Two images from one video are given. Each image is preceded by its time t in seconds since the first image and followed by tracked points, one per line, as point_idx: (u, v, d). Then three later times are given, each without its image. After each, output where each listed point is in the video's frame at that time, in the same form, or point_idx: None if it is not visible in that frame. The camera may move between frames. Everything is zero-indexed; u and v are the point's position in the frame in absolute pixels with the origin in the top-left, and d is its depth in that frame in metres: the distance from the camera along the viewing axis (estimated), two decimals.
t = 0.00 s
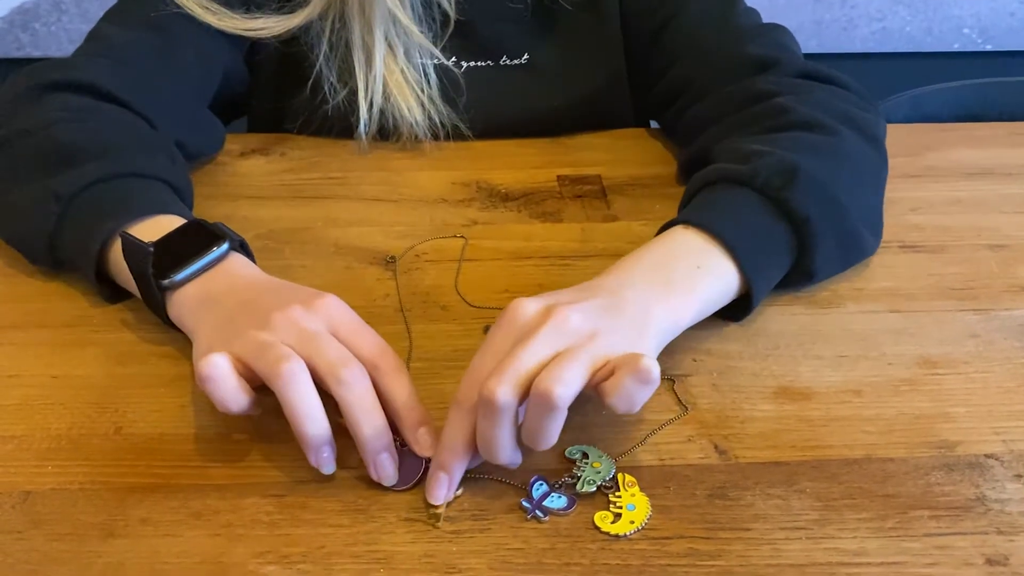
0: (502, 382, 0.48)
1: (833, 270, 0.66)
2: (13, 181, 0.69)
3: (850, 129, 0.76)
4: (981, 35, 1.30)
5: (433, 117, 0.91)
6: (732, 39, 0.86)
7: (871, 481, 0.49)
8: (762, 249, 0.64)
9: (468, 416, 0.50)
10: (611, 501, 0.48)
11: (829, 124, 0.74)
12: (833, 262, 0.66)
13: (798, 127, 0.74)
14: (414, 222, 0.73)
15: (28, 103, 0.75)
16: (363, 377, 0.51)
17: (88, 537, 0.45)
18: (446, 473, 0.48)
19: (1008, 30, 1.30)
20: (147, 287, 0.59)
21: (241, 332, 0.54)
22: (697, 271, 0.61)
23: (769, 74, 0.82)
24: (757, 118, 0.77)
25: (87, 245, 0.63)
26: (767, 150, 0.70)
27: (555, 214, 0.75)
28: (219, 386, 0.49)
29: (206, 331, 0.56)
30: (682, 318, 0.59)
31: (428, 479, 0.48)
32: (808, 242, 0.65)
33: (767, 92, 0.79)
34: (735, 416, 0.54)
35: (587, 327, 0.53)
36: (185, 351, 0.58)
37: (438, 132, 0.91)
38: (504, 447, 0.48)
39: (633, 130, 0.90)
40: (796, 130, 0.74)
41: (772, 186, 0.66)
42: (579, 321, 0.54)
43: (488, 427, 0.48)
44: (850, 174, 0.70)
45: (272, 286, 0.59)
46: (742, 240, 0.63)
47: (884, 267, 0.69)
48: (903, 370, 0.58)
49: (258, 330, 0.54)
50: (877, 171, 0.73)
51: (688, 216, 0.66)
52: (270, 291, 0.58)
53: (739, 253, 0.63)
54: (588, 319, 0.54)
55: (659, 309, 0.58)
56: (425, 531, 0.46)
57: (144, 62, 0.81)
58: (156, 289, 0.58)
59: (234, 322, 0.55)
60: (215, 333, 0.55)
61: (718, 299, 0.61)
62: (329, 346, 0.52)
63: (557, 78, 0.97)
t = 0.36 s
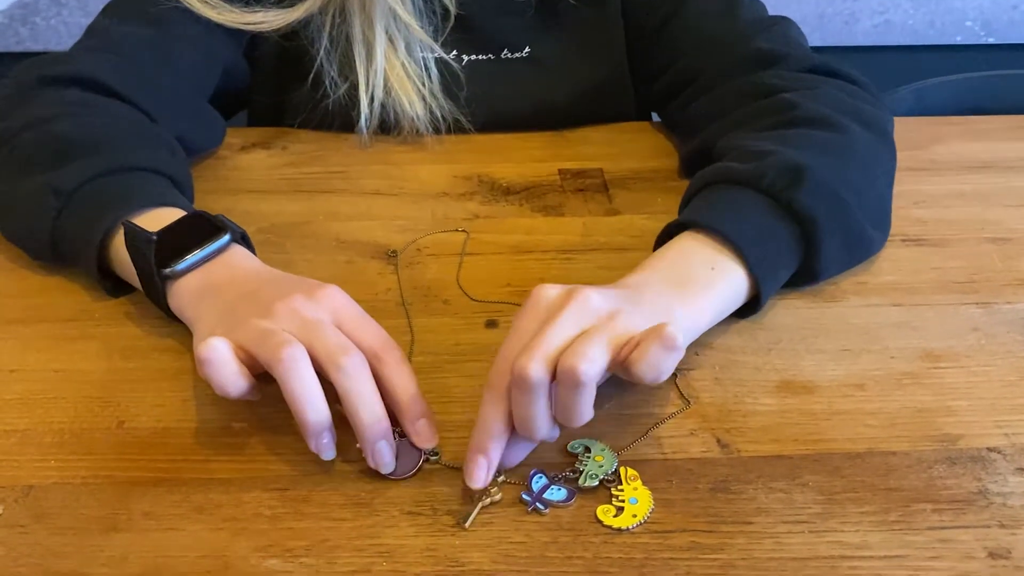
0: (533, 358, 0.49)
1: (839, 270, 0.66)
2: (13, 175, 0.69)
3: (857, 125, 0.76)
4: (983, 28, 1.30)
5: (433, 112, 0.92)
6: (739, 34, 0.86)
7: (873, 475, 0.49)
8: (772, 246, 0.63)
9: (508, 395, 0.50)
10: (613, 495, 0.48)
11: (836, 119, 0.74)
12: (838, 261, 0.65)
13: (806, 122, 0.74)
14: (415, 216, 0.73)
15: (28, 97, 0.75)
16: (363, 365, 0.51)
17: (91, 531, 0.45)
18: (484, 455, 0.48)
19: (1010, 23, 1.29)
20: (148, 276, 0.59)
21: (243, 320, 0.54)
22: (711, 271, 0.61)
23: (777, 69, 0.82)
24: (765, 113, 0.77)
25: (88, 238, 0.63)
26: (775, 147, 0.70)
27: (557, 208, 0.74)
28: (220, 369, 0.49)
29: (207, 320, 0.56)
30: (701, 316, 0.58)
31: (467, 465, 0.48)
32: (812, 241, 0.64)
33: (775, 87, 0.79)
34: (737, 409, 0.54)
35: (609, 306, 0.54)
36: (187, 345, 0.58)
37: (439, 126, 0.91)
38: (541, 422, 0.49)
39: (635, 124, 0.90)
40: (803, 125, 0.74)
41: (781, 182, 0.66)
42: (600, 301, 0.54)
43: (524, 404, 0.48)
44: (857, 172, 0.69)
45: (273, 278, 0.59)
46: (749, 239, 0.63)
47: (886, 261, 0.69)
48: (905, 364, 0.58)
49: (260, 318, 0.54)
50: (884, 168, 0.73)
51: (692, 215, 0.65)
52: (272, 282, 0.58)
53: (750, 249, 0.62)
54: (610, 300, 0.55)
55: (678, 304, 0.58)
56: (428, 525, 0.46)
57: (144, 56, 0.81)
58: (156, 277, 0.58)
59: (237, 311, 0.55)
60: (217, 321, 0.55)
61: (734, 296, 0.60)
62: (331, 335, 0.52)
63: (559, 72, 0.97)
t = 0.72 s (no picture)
0: (546, 374, 0.53)
1: (841, 253, 0.67)
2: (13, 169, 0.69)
3: (868, 114, 0.76)
4: (985, 22, 1.29)
5: (433, 108, 0.91)
6: (753, 24, 0.86)
7: (874, 469, 0.49)
8: (777, 229, 0.64)
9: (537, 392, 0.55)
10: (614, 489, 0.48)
11: (847, 107, 0.74)
12: (841, 244, 0.66)
13: (816, 111, 0.74)
14: (416, 211, 0.73)
15: (28, 91, 0.75)
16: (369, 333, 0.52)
17: (93, 525, 0.45)
18: (498, 432, 0.51)
19: (1012, 17, 1.29)
20: (154, 261, 0.59)
21: (257, 302, 0.55)
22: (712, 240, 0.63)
23: (796, 60, 0.82)
24: (779, 99, 0.77)
25: (91, 231, 0.63)
26: (783, 132, 0.71)
27: (558, 203, 0.74)
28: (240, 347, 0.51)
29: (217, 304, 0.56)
30: (704, 276, 0.60)
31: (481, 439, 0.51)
32: (814, 226, 0.65)
33: (790, 76, 0.79)
34: (738, 404, 0.54)
35: (605, 294, 0.56)
36: (188, 340, 0.58)
37: (440, 122, 0.91)
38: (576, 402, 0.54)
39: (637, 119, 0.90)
40: (811, 114, 0.74)
41: (791, 165, 0.66)
42: (597, 290, 0.57)
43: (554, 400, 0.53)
44: (860, 157, 0.70)
45: (282, 268, 0.60)
46: (756, 221, 0.64)
47: (887, 255, 0.69)
48: (906, 358, 0.58)
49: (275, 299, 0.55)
50: (891, 156, 0.73)
51: (697, 197, 0.66)
52: (281, 271, 0.59)
53: (760, 230, 0.63)
54: (606, 287, 0.57)
55: (679, 270, 0.60)
56: (429, 519, 0.46)
57: (144, 51, 0.81)
58: (165, 264, 0.58)
59: (249, 294, 0.56)
60: (229, 304, 0.56)
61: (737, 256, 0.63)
62: (342, 307, 0.54)
63: (560, 65, 0.96)
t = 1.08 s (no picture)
0: (550, 376, 0.53)
1: (842, 246, 0.67)
2: (13, 162, 0.69)
3: (869, 106, 0.75)
4: (987, 15, 1.29)
5: (433, 95, 0.91)
6: (752, 16, 0.86)
7: (874, 463, 0.49)
8: (777, 221, 0.64)
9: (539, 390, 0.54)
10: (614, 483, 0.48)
11: (848, 100, 0.74)
12: (841, 237, 0.66)
13: (816, 104, 0.74)
14: (417, 205, 0.73)
15: (28, 83, 0.75)
16: (376, 340, 0.54)
17: (95, 519, 0.45)
18: (502, 432, 0.50)
19: (1014, 10, 1.28)
20: (162, 228, 0.61)
21: (264, 280, 0.56)
22: (712, 235, 0.63)
23: (797, 51, 0.81)
24: (778, 92, 0.77)
25: (98, 220, 0.64)
26: (784, 124, 0.70)
27: (559, 196, 0.74)
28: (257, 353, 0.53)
29: (226, 277, 0.58)
30: (703, 273, 0.60)
31: (483, 441, 0.51)
32: (814, 218, 0.65)
33: (790, 68, 0.79)
34: (739, 398, 0.54)
35: (607, 292, 0.56)
36: (189, 334, 0.58)
37: (438, 111, 0.91)
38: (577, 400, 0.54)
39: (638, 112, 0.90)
40: (812, 106, 0.74)
41: (791, 157, 0.66)
42: (598, 288, 0.56)
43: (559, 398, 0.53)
44: (860, 150, 0.70)
45: (289, 241, 0.61)
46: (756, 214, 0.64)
47: (888, 249, 0.68)
48: (907, 352, 0.58)
49: (281, 280, 0.56)
50: (891, 149, 0.73)
51: (697, 190, 0.66)
52: (288, 245, 0.60)
53: (760, 222, 0.63)
54: (608, 286, 0.57)
55: (680, 266, 0.60)
56: (430, 513, 0.46)
57: (145, 42, 0.81)
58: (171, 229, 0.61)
59: (256, 270, 0.58)
60: (237, 278, 0.57)
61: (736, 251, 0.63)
62: (351, 308, 0.55)
63: (561, 58, 0.96)
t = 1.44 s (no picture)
0: (552, 372, 0.53)
1: (844, 241, 0.67)
2: (14, 156, 0.69)
3: (873, 102, 0.75)
4: (991, 9, 1.28)
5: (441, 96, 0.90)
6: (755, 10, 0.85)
7: (875, 457, 0.49)
8: (781, 215, 0.64)
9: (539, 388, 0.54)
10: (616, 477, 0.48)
11: (852, 95, 0.74)
12: (844, 232, 0.66)
13: (819, 99, 0.74)
14: (418, 199, 0.73)
15: (29, 77, 0.75)
16: (376, 344, 0.54)
17: (98, 512, 0.45)
18: (503, 428, 0.51)
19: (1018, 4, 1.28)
20: (163, 233, 0.60)
21: (263, 284, 0.56)
22: (715, 230, 0.63)
23: (800, 47, 0.81)
24: (782, 87, 0.77)
25: (99, 215, 0.63)
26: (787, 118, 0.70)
27: (560, 190, 0.74)
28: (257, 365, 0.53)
29: (226, 281, 0.58)
30: (706, 269, 0.60)
31: (484, 437, 0.51)
32: (818, 212, 0.65)
33: (793, 63, 0.79)
34: (740, 392, 0.54)
35: (609, 289, 0.56)
36: (191, 328, 0.59)
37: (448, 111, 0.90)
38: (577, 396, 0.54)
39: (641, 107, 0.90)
40: (815, 101, 0.73)
41: (796, 152, 0.66)
42: (601, 285, 0.56)
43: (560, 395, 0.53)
44: (864, 145, 0.70)
45: (289, 241, 0.61)
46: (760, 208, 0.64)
47: (890, 244, 0.68)
48: (909, 347, 0.58)
49: (281, 284, 0.56)
50: (894, 144, 0.73)
51: (699, 185, 0.66)
52: (288, 246, 0.60)
53: (764, 215, 0.63)
54: (610, 283, 0.57)
55: (682, 262, 0.60)
56: (432, 507, 0.46)
57: (146, 36, 0.81)
58: (171, 235, 0.60)
59: (256, 274, 0.57)
60: (236, 283, 0.57)
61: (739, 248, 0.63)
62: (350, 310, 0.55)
63: (562, 55, 0.96)
